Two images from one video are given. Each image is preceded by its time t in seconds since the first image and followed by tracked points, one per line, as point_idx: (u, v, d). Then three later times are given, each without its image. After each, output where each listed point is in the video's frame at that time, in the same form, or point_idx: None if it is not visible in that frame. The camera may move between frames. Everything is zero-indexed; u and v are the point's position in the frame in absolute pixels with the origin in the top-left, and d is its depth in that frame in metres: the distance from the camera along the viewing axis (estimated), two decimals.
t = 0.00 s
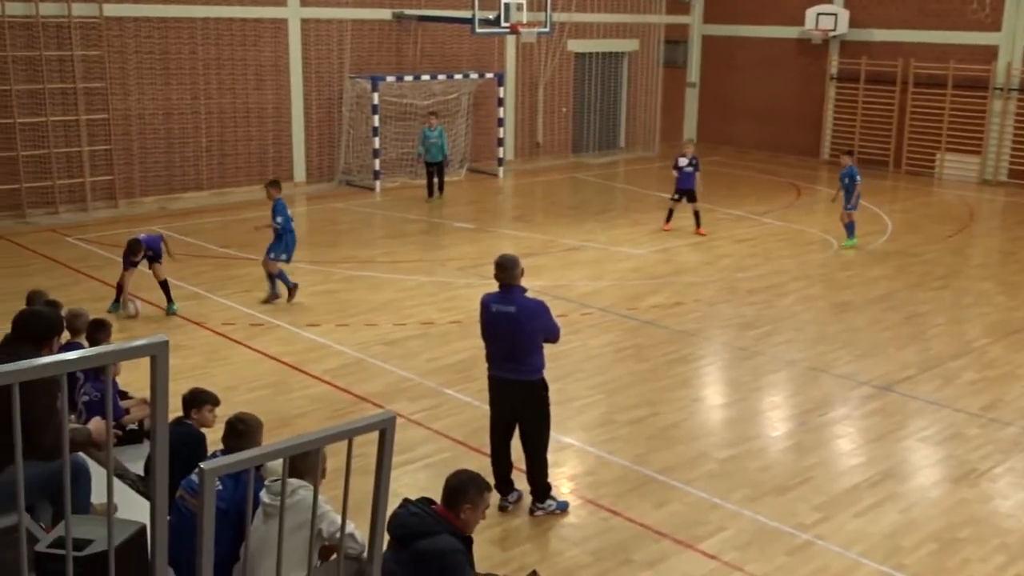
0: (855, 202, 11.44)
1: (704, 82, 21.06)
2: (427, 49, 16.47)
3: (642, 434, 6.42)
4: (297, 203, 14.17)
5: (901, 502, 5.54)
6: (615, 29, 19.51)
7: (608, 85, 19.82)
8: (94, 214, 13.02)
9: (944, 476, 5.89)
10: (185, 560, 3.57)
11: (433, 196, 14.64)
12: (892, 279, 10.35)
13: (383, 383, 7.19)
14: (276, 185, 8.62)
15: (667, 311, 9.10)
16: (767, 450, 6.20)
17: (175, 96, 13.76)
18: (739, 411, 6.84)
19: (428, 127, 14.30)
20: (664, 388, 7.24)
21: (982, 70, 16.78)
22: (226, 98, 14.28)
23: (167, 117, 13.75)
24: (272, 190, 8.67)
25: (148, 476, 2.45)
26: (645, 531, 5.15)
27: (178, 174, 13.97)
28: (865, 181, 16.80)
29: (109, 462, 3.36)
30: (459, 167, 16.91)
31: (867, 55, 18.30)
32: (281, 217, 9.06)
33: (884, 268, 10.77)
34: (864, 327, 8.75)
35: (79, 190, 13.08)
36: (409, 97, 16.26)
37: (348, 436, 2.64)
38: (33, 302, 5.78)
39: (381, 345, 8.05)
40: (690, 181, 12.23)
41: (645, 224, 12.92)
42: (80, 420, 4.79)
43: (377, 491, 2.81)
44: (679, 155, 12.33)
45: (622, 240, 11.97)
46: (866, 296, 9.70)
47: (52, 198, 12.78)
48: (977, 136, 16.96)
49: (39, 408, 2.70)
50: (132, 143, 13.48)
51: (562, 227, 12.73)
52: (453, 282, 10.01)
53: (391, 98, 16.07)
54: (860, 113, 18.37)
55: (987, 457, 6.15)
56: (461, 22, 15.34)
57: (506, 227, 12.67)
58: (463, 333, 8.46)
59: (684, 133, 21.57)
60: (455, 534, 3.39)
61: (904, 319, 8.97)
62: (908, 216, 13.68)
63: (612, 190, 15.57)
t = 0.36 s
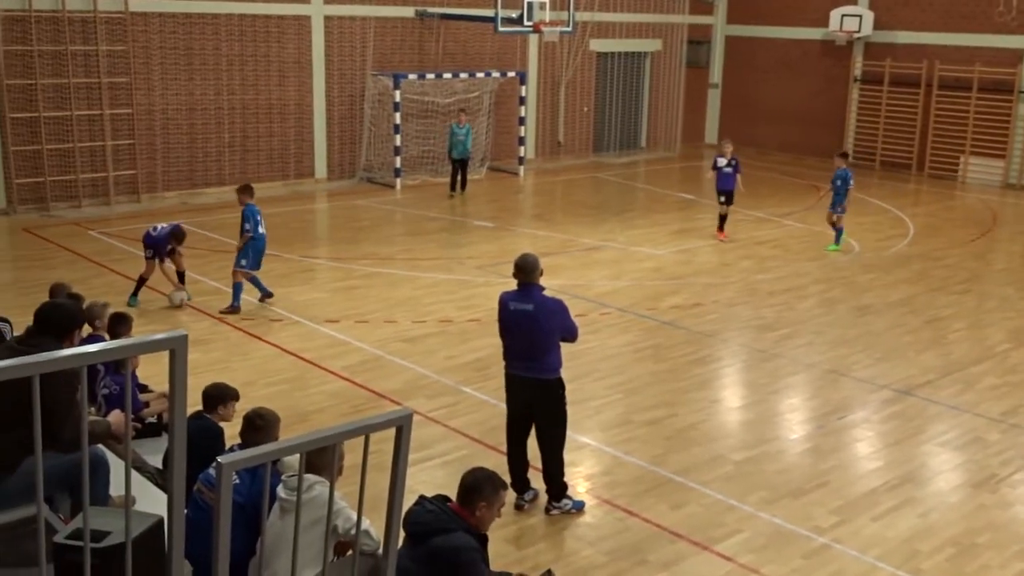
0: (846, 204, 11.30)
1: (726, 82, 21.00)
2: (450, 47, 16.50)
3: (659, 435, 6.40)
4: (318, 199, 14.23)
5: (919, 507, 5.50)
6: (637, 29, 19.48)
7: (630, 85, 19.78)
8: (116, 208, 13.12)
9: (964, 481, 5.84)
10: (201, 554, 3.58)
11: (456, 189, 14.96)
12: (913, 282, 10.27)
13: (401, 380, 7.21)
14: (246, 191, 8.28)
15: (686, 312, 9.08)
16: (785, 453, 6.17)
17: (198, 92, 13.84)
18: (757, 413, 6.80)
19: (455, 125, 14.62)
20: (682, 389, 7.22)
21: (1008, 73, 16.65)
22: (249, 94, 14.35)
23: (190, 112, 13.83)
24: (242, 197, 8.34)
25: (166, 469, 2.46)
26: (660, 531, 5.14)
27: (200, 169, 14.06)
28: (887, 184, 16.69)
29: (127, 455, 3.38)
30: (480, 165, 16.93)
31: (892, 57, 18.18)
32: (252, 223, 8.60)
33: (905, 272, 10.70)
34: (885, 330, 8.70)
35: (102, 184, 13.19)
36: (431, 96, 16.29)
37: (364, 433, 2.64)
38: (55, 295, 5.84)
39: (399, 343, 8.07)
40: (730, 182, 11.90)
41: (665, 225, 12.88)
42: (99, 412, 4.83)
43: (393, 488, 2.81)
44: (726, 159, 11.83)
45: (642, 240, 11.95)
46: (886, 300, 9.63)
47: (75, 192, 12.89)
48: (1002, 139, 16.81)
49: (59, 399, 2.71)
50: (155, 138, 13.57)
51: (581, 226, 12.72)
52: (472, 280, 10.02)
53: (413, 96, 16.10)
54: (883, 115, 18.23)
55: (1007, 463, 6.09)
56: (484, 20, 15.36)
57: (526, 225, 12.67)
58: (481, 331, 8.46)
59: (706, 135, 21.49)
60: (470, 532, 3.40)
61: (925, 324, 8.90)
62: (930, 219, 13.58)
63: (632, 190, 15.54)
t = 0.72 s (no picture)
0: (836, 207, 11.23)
1: (744, 83, 20.95)
2: (467, 47, 16.52)
3: (673, 436, 6.39)
4: (335, 198, 14.28)
5: (933, 511, 5.47)
6: (655, 29, 19.44)
7: (648, 86, 19.75)
8: (134, 205, 13.21)
9: (979, 486, 5.80)
10: (214, 550, 3.61)
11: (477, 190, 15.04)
12: (931, 285, 10.21)
13: (415, 379, 7.23)
14: (255, 181, 8.39)
15: (701, 313, 9.06)
16: (800, 456, 6.14)
17: (216, 90, 13.91)
18: (771, 416, 6.78)
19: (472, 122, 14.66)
20: (696, 390, 7.21)
21: None
22: (267, 92, 14.41)
23: (208, 110, 13.90)
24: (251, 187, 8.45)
25: (180, 466, 2.48)
26: (673, 533, 5.13)
27: (218, 166, 14.13)
28: (906, 186, 16.58)
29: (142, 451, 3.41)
30: (497, 164, 16.95)
31: (911, 59, 18.06)
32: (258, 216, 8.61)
33: (923, 275, 10.63)
34: (901, 333, 8.65)
35: (121, 181, 13.28)
36: (448, 95, 16.35)
37: (378, 431, 2.65)
38: (72, 291, 5.88)
39: (413, 341, 8.09)
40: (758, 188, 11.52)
41: (681, 226, 12.85)
42: (116, 408, 4.86)
43: (405, 486, 2.82)
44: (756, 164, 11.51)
45: (658, 241, 11.92)
46: (904, 303, 9.58)
47: (94, 189, 12.99)
48: (1022, 142, 16.68)
49: (74, 395, 2.73)
50: (173, 135, 13.66)
51: (597, 227, 12.71)
52: (487, 279, 10.04)
53: (430, 95, 16.13)
54: (902, 118, 18.11)
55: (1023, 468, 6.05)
56: (502, 20, 15.36)
57: (541, 225, 12.67)
58: (495, 331, 8.47)
59: (723, 136, 21.45)
60: (481, 531, 3.40)
61: (942, 327, 8.85)
62: (949, 222, 13.49)
63: (649, 191, 15.51)
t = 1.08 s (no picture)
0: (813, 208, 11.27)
1: (739, 85, 21.00)
2: (462, 48, 16.52)
3: (665, 438, 6.40)
4: (329, 199, 14.27)
5: (924, 514, 5.48)
6: (650, 31, 19.46)
7: (643, 88, 19.77)
8: (127, 205, 13.19)
9: (970, 488, 5.82)
10: (204, 551, 3.61)
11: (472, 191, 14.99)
12: (923, 289, 10.24)
13: (407, 380, 7.23)
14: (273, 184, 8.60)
15: (694, 315, 9.07)
16: (791, 458, 6.15)
17: (211, 90, 13.89)
18: (763, 418, 6.79)
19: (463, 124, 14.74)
20: (689, 393, 7.22)
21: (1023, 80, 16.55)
22: (262, 92, 14.41)
23: (202, 110, 13.88)
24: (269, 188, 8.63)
25: (171, 465, 2.48)
26: (665, 535, 5.14)
27: (212, 167, 14.12)
28: (899, 190, 16.61)
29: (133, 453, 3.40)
30: (491, 166, 16.96)
31: (905, 62, 18.11)
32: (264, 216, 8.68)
33: (915, 278, 10.67)
34: (893, 336, 8.67)
35: (115, 181, 13.25)
36: (443, 96, 16.33)
37: (369, 431, 2.65)
38: (63, 292, 5.86)
39: (407, 343, 8.08)
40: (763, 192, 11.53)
41: (675, 228, 12.87)
42: (107, 408, 4.85)
43: (396, 487, 2.82)
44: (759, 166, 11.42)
45: (652, 243, 11.93)
46: (896, 306, 9.61)
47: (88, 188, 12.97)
48: (1016, 146, 16.74)
49: (65, 397, 2.72)
50: (167, 135, 13.64)
51: (591, 228, 12.72)
52: (481, 281, 10.04)
53: (424, 96, 16.13)
54: (896, 121, 18.16)
55: (1014, 471, 6.06)
56: (498, 21, 15.37)
57: (535, 227, 12.68)
58: (488, 332, 8.47)
59: (717, 138, 21.49)
60: (471, 533, 3.40)
61: (934, 330, 8.87)
62: (942, 226, 13.53)
63: (643, 193, 15.53)
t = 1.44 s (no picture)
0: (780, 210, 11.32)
1: (717, 88, 21.12)
2: (441, 51, 16.51)
3: (645, 439, 6.42)
4: (307, 201, 14.22)
5: (901, 513, 5.52)
6: (629, 34, 19.52)
7: (622, 90, 19.82)
8: (104, 208, 13.08)
9: (947, 487, 5.87)
10: (181, 556, 3.58)
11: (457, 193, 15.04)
12: (900, 289, 10.32)
13: (387, 382, 7.21)
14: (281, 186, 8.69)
15: (674, 317, 9.10)
16: (770, 458, 6.19)
17: (188, 93, 13.82)
18: (742, 419, 6.82)
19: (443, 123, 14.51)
20: (669, 394, 7.24)
21: (997, 82, 16.72)
22: (240, 95, 14.34)
23: (179, 113, 13.80)
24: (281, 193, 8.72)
25: (148, 469, 2.46)
26: (644, 535, 5.15)
27: (190, 169, 14.04)
28: (876, 191, 16.74)
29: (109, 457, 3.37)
30: (471, 168, 16.96)
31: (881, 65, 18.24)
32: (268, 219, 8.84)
33: (892, 279, 10.76)
34: (871, 337, 8.74)
35: (91, 184, 13.11)
36: (422, 99, 16.32)
37: (348, 434, 2.65)
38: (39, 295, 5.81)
39: (386, 345, 8.07)
40: (740, 195, 11.56)
41: (654, 230, 12.91)
42: (83, 412, 4.81)
43: (375, 489, 2.81)
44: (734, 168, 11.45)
45: (631, 245, 11.97)
46: (873, 306, 9.68)
47: (64, 191, 12.85)
48: (990, 148, 16.91)
49: (39, 401, 2.70)
50: (145, 138, 13.55)
51: (571, 230, 12.74)
52: (461, 283, 10.03)
53: (403, 99, 16.09)
54: (872, 123, 18.29)
55: (990, 470, 6.12)
56: (476, 24, 15.36)
57: (515, 229, 12.69)
58: (468, 334, 8.47)
59: (695, 140, 21.59)
60: (450, 535, 3.40)
61: (911, 331, 8.95)
62: (918, 227, 13.65)
63: (623, 195, 15.56)
